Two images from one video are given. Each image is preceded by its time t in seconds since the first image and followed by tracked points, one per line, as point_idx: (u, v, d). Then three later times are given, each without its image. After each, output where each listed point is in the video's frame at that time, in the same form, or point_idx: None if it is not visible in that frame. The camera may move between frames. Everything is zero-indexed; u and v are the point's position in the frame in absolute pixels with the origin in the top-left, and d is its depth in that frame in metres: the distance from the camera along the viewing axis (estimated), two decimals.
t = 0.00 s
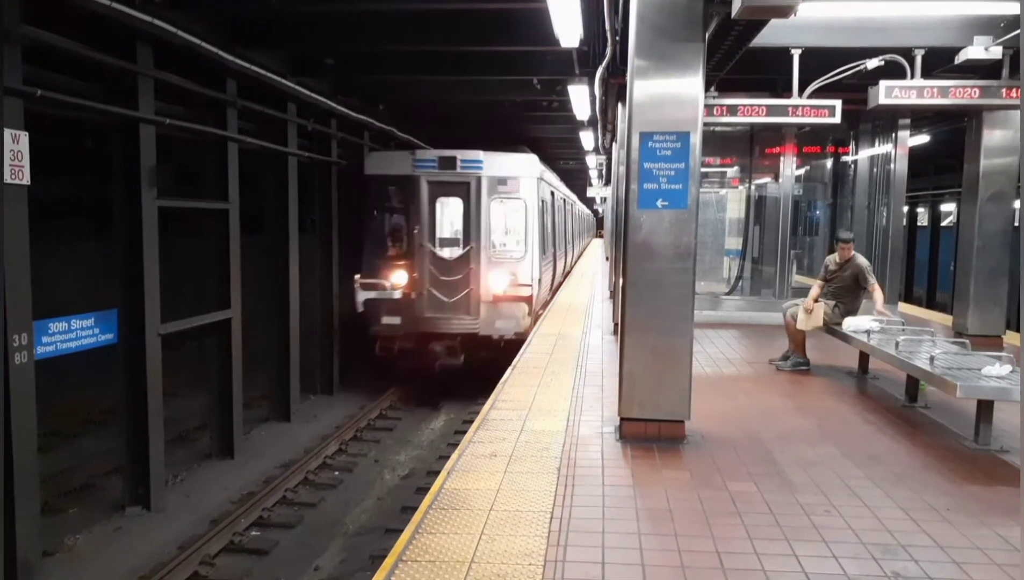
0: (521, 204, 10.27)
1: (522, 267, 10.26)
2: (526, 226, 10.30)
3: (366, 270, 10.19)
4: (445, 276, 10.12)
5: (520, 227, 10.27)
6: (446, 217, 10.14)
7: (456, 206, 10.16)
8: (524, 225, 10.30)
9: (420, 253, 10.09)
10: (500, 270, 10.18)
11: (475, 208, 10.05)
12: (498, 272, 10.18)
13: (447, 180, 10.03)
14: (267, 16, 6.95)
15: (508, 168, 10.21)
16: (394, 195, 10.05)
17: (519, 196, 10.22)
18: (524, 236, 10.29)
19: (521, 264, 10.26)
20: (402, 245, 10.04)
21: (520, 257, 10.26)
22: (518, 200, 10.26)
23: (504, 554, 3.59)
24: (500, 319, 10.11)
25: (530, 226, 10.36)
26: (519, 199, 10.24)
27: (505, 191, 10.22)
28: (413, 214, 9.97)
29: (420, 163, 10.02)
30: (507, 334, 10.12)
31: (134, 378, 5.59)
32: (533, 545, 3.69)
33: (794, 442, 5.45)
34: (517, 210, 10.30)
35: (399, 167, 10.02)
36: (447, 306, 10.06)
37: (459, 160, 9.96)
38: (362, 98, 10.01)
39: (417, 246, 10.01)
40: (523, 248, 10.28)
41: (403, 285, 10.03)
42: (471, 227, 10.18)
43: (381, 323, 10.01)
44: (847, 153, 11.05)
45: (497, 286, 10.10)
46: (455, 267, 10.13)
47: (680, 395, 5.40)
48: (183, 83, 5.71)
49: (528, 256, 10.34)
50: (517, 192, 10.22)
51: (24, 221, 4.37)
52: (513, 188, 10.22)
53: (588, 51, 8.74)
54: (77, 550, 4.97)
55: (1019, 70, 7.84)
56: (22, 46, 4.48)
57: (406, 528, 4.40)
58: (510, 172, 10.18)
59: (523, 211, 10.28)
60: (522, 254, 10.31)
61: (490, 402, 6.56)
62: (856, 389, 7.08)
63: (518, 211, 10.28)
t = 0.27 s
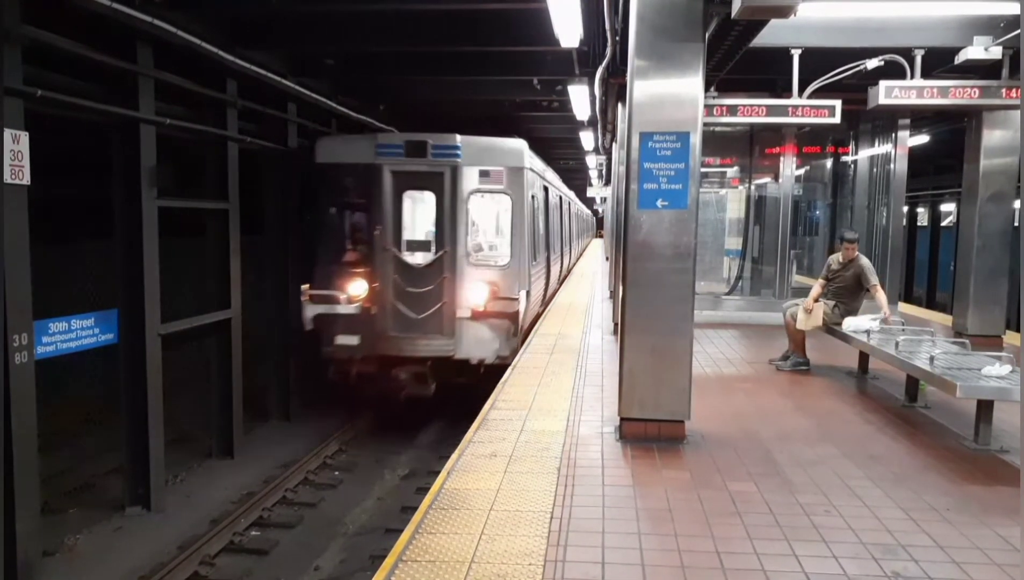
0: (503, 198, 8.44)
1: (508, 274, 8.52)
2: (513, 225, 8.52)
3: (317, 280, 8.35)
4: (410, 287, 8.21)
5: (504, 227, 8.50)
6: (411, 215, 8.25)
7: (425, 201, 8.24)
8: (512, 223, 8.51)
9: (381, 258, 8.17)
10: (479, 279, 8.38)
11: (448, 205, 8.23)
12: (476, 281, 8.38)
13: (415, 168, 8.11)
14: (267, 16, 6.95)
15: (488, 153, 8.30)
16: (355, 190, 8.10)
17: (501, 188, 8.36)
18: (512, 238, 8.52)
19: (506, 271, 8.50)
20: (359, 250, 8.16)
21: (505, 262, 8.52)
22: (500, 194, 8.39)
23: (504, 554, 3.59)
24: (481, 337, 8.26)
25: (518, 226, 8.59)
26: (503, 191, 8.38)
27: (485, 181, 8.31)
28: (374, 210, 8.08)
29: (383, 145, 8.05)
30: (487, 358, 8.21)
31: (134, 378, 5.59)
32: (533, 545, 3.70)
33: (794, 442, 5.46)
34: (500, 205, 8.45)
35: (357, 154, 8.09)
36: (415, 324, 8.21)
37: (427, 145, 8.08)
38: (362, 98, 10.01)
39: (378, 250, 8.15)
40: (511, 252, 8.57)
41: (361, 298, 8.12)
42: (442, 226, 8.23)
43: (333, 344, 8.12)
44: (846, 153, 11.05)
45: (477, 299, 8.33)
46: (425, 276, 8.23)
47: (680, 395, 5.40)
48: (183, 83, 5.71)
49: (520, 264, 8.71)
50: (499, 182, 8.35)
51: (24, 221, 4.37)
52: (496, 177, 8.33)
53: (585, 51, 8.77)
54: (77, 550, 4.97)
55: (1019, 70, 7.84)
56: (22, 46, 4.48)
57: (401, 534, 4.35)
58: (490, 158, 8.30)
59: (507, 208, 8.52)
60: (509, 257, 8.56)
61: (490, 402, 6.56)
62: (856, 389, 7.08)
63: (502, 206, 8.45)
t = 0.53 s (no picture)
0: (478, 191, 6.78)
1: (485, 289, 6.82)
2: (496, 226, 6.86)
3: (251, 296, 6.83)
4: (363, 303, 6.72)
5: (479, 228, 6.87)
6: (364, 214, 6.74)
7: (382, 196, 6.73)
8: (495, 221, 6.86)
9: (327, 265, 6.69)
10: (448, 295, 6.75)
11: (408, 201, 6.68)
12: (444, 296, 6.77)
13: (369, 154, 6.55)
14: (267, 16, 6.95)
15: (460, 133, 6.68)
16: (299, 184, 6.63)
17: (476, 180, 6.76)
18: (493, 242, 6.89)
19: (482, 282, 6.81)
20: (302, 258, 6.73)
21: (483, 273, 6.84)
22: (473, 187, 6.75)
23: (504, 554, 3.59)
24: (453, 368, 6.68)
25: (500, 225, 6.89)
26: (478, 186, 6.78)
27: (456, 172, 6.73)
28: (317, 206, 6.65)
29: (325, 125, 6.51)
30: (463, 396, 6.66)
31: (134, 378, 5.59)
32: (534, 545, 3.70)
33: (793, 442, 5.46)
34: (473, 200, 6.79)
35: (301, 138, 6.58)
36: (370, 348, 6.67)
37: (383, 125, 6.51)
38: (362, 97, 10.00)
39: (322, 256, 6.67)
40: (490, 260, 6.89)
41: (301, 317, 6.61)
42: (402, 227, 6.75)
43: (265, 376, 6.54)
44: (847, 153, 11.02)
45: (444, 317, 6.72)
46: (383, 289, 6.76)
47: (681, 395, 5.40)
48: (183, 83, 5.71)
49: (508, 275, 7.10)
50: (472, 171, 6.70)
51: (23, 221, 4.36)
52: (470, 166, 6.70)
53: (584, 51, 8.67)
54: (77, 551, 4.97)
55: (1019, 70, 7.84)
56: (22, 46, 4.47)
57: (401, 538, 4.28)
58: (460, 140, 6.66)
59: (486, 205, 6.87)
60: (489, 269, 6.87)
61: (490, 402, 6.55)
62: (856, 389, 7.09)
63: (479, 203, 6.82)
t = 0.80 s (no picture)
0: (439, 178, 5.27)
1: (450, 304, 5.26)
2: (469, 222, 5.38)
3: (133, 321, 5.30)
4: (284, 331, 5.25)
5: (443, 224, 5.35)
6: (287, 214, 5.30)
7: (312, 187, 5.30)
8: (461, 218, 5.35)
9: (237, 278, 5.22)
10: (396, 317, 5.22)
11: (343, 195, 5.19)
12: (390, 318, 5.21)
13: (292, 131, 5.08)
14: (267, 16, 6.95)
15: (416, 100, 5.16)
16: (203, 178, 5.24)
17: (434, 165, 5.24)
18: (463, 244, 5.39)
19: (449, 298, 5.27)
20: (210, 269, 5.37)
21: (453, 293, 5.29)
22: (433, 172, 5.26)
23: (503, 554, 3.59)
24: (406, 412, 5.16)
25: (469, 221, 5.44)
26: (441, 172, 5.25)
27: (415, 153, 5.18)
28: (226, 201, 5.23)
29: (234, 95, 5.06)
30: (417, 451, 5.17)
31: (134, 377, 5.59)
32: (533, 545, 3.70)
33: (793, 441, 5.47)
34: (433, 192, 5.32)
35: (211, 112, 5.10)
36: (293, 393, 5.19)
37: (307, 92, 5.03)
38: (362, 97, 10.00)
39: (229, 266, 5.21)
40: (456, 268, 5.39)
41: (200, 348, 5.18)
42: (337, 227, 5.22)
43: (158, 425, 5.16)
44: (847, 153, 11.05)
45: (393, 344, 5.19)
46: (313, 309, 5.24)
47: (681, 395, 5.40)
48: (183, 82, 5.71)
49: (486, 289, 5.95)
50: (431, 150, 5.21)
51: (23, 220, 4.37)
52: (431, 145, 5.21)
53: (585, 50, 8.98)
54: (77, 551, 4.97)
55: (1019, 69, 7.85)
56: (21, 45, 4.47)
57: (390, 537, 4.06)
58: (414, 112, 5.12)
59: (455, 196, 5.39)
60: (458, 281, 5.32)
61: (489, 402, 6.55)
62: (856, 389, 7.09)
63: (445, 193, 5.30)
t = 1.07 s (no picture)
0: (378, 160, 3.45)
1: (375, 345, 3.40)
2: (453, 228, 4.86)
3: None
4: (131, 382, 3.51)
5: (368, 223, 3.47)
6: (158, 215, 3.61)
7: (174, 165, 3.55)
8: (391, 204, 3.46)
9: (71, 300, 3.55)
10: (293, 356, 3.42)
11: (221, 169, 3.43)
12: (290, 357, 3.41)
13: (143, 89, 3.41)
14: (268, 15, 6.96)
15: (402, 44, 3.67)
16: (27, 139, 3.50)
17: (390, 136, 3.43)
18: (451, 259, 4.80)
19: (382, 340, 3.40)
20: (38, 288, 3.55)
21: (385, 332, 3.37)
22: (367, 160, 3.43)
23: (503, 554, 3.58)
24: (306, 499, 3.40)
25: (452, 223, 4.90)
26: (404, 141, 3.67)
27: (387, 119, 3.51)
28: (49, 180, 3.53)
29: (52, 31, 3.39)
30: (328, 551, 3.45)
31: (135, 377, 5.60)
32: (533, 545, 3.70)
33: (793, 441, 5.47)
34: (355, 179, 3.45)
35: (29, 63, 3.44)
36: (153, 470, 3.47)
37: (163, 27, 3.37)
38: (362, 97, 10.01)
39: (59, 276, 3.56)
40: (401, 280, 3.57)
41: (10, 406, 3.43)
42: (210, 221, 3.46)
43: None
44: (846, 153, 11.07)
45: (290, 403, 3.40)
46: (178, 346, 3.49)
47: (680, 394, 5.41)
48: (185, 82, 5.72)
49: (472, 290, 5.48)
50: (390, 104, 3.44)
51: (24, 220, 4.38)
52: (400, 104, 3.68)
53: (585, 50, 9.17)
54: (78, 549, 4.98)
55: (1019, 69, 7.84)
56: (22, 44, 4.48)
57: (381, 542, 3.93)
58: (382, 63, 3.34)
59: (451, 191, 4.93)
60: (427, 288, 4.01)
61: (489, 401, 6.54)
62: (856, 389, 7.09)
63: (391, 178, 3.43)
